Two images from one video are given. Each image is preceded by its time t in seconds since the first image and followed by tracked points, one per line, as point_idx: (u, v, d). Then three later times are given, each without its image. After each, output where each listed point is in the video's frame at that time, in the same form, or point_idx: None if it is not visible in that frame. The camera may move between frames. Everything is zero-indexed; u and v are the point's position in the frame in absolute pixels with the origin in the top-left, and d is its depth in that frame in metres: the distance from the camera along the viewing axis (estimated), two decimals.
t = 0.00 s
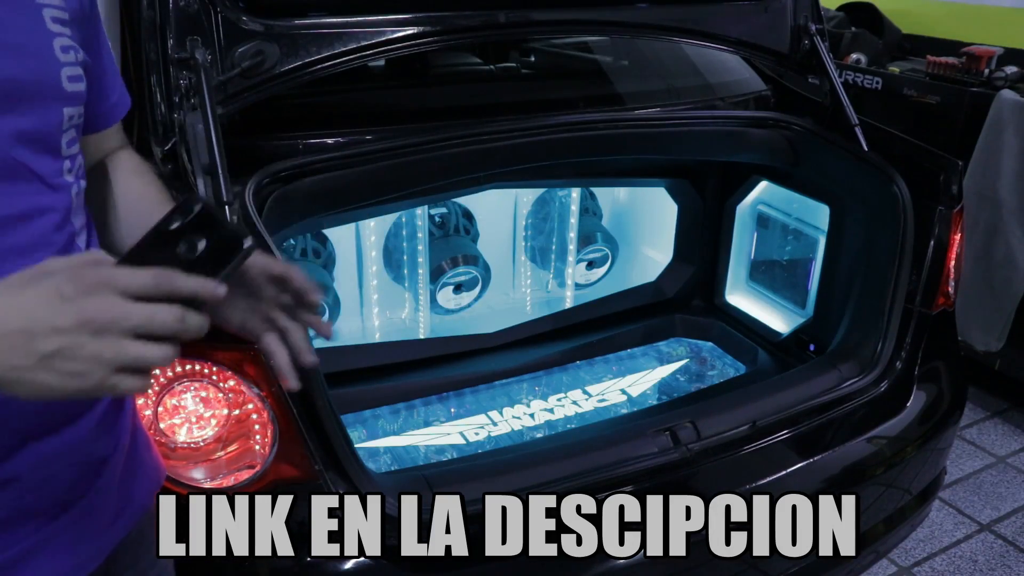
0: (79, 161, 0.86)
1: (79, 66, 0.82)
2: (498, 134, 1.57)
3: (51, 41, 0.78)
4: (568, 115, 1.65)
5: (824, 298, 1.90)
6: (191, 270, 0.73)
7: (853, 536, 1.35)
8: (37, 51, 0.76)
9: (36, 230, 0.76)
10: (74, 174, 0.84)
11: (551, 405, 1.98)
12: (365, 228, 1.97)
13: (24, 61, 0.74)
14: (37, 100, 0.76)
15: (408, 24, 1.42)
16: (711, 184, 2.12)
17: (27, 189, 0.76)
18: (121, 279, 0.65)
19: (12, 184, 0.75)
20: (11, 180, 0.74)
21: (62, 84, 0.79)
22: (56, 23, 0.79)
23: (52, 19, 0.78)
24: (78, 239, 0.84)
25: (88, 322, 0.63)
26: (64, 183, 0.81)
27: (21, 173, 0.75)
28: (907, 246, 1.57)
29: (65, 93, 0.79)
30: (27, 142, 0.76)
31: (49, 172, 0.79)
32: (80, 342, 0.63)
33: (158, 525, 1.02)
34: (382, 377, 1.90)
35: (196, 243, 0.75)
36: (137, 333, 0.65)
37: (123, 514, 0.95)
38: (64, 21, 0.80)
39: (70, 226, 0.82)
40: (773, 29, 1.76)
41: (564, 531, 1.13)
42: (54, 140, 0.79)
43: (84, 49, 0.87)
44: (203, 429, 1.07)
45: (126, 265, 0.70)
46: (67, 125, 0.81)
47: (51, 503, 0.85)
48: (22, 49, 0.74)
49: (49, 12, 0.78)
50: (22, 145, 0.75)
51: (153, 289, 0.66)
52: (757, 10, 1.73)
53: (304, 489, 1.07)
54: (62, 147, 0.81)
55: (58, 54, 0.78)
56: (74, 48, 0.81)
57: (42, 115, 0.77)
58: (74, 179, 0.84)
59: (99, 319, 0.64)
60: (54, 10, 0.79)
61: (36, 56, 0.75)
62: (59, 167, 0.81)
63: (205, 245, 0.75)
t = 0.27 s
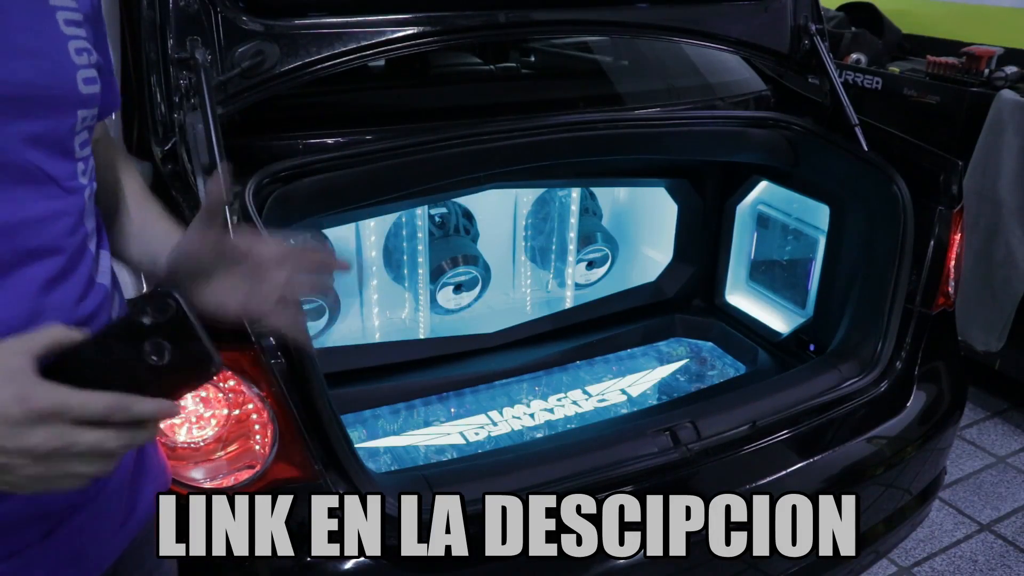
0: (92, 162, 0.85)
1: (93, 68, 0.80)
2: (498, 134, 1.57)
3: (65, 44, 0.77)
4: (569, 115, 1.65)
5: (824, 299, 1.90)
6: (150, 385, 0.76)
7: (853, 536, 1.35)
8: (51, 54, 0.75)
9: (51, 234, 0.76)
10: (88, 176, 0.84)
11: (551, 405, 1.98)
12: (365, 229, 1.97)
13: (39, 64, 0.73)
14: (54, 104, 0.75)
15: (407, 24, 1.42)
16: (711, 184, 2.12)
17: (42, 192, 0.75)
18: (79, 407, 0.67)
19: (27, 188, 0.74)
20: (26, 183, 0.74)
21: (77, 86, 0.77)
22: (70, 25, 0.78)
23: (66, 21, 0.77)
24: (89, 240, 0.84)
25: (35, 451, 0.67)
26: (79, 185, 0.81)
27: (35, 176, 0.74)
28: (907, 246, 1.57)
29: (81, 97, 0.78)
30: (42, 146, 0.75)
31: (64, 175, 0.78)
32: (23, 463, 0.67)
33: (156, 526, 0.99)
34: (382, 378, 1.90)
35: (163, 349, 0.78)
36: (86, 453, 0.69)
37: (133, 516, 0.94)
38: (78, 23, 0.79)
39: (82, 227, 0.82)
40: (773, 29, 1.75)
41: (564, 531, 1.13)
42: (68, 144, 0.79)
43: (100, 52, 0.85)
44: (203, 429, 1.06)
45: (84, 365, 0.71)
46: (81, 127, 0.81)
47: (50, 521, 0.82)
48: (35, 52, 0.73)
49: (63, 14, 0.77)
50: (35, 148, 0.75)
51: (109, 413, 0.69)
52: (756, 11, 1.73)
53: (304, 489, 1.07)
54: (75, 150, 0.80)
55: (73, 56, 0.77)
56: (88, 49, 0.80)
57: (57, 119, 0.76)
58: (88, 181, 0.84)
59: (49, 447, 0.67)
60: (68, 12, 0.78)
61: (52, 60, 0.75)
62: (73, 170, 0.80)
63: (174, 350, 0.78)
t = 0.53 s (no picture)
0: (95, 157, 0.84)
1: (90, 59, 0.79)
2: (499, 134, 1.56)
3: (60, 33, 0.75)
4: (569, 115, 1.65)
5: (824, 299, 1.90)
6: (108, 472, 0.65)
7: (853, 536, 1.35)
8: (47, 45, 0.74)
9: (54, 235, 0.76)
10: (91, 172, 0.83)
11: (552, 405, 1.98)
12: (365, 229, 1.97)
13: (32, 57, 0.72)
14: (52, 97, 0.74)
15: (408, 24, 1.42)
16: (711, 184, 2.12)
17: (46, 190, 0.75)
18: None
19: (29, 187, 0.74)
20: (27, 183, 0.74)
21: (74, 77, 0.76)
22: (64, 14, 0.77)
23: (58, 10, 0.76)
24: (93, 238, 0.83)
25: None
26: (81, 182, 0.80)
27: (33, 174, 0.74)
28: (907, 246, 1.57)
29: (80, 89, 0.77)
30: (45, 143, 0.75)
31: (66, 173, 0.78)
32: None
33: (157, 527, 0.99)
34: (382, 378, 1.90)
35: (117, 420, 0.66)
36: None
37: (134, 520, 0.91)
38: (72, 11, 0.78)
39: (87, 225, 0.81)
40: (773, 29, 1.75)
41: (564, 531, 1.13)
42: (72, 139, 0.78)
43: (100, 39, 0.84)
44: (203, 429, 1.07)
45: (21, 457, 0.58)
46: (83, 121, 0.80)
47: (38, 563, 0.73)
48: (32, 45, 0.72)
49: (56, 4, 0.76)
50: (39, 146, 0.74)
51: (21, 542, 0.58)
52: (756, 10, 1.74)
53: (304, 489, 1.07)
54: (78, 144, 0.79)
55: (68, 47, 0.76)
56: (84, 39, 0.79)
57: (60, 113, 0.76)
58: (91, 177, 0.83)
59: None
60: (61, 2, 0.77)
61: (46, 53, 0.74)
62: (76, 166, 0.79)
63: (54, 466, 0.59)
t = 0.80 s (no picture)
0: (85, 161, 0.81)
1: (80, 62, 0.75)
2: (499, 134, 1.56)
3: (47, 38, 0.71)
4: (570, 115, 1.64)
5: (824, 299, 1.90)
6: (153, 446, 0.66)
7: (853, 536, 1.35)
8: (35, 51, 0.70)
9: (42, 247, 0.72)
10: (81, 177, 0.79)
11: (552, 405, 1.98)
12: (365, 228, 1.97)
13: (21, 64, 0.68)
14: (38, 106, 0.70)
15: (408, 24, 1.42)
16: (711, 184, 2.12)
17: (33, 201, 0.72)
18: (48, 482, 0.60)
19: (15, 198, 0.70)
20: (14, 194, 0.70)
21: (63, 83, 0.72)
22: (51, 16, 0.72)
23: (46, 13, 0.71)
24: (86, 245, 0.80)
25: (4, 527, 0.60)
26: (71, 189, 0.76)
27: (21, 184, 0.70)
28: (907, 246, 1.57)
29: (69, 95, 0.73)
30: (33, 151, 0.71)
31: (55, 181, 0.74)
32: None
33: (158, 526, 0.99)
34: (383, 377, 1.90)
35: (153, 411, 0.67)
36: (63, 530, 0.63)
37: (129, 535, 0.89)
38: (61, 12, 0.74)
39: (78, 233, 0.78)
40: (773, 29, 1.75)
41: (564, 531, 1.13)
42: (60, 145, 0.74)
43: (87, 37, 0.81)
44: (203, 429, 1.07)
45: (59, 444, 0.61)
46: (72, 127, 0.76)
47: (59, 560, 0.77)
48: (18, 51, 0.68)
49: (43, 6, 0.71)
50: (27, 154, 0.71)
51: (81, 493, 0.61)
52: (756, 10, 1.74)
53: (304, 489, 1.07)
54: (67, 151, 0.75)
55: (56, 51, 0.72)
56: (73, 41, 0.75)
57: (49, 120, 0.72)
58: (80, 182, 0.79)
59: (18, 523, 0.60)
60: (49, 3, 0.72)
61: (34, 58, 0.70)
62: (65, 173, 0.76)
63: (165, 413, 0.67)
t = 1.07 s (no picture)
0: (71, 172, 0.80)
1: (61, 65, 0.75)
2: (499, 134, 1.56)
3: (24, 41, 0.72)
4: (571, 115, 1.64)
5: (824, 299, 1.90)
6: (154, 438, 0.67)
7: (853, 536, 1.35)
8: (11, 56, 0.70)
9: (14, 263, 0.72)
10: (64, 189, 0.78)
11: (551, 405, 1.98)
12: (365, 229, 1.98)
13: None
14: (15, 111, 0.71)
15: (408, 24, 1.42)
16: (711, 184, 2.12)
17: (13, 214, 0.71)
18: (59, 476, 0.60)
19: None
20: None
21: (41, 88, 0.72)
22: (28, 17, 0.73)
23: (22, 14, 0.72)
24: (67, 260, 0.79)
25: (14, 530, 0.60)
26: (52, 202, 0.76)
27: None
28: (907, 246, 1.57)
29: (47, 100, 0.73)
30: (12, 161, 0.71)
31: (35, 194, 0.73)
32: None
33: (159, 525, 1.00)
34: (383, 377, 1.90)
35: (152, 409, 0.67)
36: (71, 530, 0.62)
37: (123, 552, 0.91)
38: (38, 14, 0.74)
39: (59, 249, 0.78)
40: (773, 29, 1.76)
41: (564, 531, 1.13)
42: (40, 155, 0.74)
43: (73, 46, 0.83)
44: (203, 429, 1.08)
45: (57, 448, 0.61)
46: (55, 134, 0.76)
47: None
48: None
49: (19, 7, 0.72)
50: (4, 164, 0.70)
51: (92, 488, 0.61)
52: (756, 11, 1.74)
53: (304, 489, 1.07)
54: (47, 161, 0.75)
55: (33, 54, 0.72)
56: (53, 45, 0.75)
57: (29, 125, 0.72)
58: (63, 194, 0.78)
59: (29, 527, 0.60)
60: (25, 5, 0.73)
61: (11, 62, 0.70)
62: (46, 185, 0.75)
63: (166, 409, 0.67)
